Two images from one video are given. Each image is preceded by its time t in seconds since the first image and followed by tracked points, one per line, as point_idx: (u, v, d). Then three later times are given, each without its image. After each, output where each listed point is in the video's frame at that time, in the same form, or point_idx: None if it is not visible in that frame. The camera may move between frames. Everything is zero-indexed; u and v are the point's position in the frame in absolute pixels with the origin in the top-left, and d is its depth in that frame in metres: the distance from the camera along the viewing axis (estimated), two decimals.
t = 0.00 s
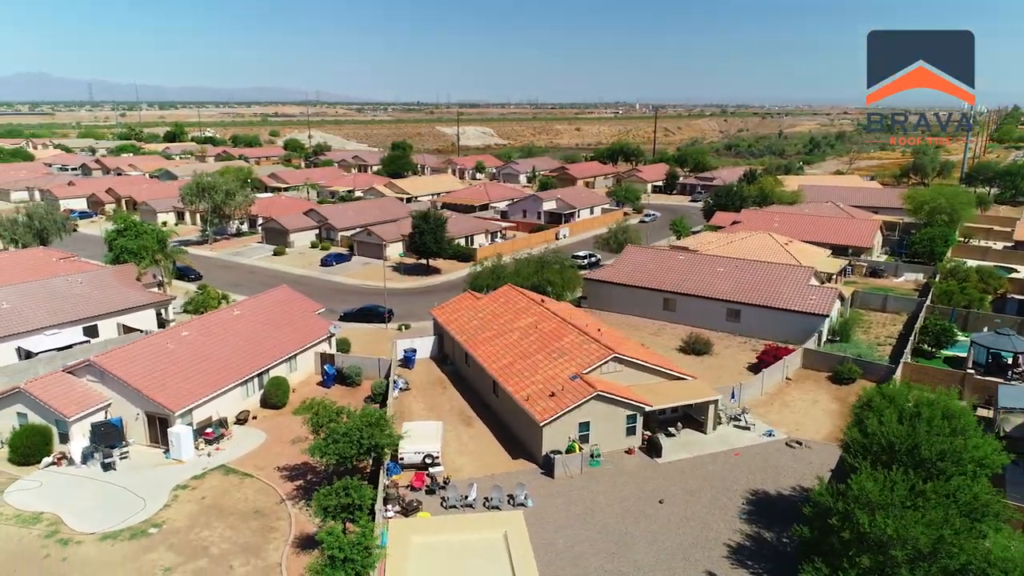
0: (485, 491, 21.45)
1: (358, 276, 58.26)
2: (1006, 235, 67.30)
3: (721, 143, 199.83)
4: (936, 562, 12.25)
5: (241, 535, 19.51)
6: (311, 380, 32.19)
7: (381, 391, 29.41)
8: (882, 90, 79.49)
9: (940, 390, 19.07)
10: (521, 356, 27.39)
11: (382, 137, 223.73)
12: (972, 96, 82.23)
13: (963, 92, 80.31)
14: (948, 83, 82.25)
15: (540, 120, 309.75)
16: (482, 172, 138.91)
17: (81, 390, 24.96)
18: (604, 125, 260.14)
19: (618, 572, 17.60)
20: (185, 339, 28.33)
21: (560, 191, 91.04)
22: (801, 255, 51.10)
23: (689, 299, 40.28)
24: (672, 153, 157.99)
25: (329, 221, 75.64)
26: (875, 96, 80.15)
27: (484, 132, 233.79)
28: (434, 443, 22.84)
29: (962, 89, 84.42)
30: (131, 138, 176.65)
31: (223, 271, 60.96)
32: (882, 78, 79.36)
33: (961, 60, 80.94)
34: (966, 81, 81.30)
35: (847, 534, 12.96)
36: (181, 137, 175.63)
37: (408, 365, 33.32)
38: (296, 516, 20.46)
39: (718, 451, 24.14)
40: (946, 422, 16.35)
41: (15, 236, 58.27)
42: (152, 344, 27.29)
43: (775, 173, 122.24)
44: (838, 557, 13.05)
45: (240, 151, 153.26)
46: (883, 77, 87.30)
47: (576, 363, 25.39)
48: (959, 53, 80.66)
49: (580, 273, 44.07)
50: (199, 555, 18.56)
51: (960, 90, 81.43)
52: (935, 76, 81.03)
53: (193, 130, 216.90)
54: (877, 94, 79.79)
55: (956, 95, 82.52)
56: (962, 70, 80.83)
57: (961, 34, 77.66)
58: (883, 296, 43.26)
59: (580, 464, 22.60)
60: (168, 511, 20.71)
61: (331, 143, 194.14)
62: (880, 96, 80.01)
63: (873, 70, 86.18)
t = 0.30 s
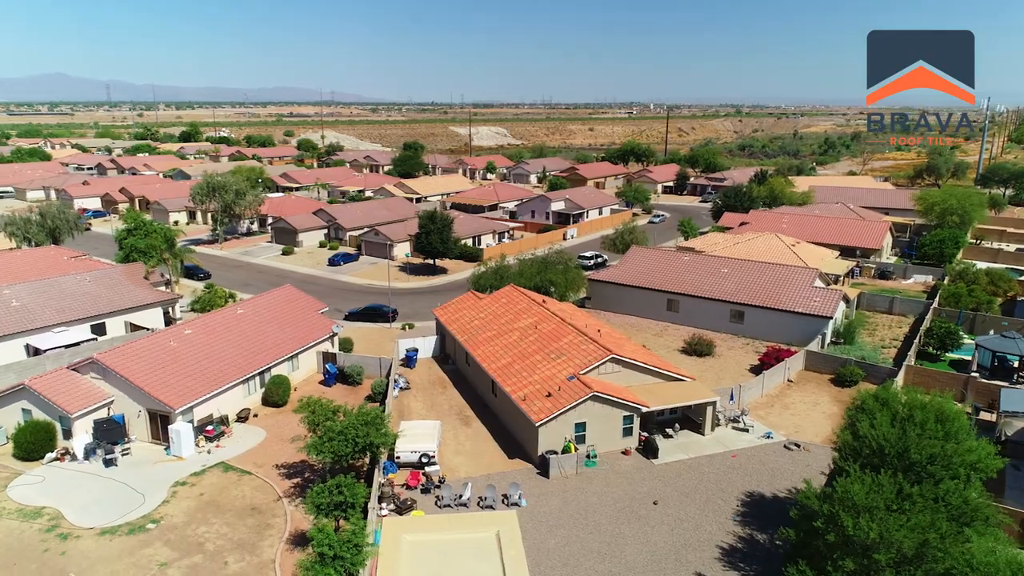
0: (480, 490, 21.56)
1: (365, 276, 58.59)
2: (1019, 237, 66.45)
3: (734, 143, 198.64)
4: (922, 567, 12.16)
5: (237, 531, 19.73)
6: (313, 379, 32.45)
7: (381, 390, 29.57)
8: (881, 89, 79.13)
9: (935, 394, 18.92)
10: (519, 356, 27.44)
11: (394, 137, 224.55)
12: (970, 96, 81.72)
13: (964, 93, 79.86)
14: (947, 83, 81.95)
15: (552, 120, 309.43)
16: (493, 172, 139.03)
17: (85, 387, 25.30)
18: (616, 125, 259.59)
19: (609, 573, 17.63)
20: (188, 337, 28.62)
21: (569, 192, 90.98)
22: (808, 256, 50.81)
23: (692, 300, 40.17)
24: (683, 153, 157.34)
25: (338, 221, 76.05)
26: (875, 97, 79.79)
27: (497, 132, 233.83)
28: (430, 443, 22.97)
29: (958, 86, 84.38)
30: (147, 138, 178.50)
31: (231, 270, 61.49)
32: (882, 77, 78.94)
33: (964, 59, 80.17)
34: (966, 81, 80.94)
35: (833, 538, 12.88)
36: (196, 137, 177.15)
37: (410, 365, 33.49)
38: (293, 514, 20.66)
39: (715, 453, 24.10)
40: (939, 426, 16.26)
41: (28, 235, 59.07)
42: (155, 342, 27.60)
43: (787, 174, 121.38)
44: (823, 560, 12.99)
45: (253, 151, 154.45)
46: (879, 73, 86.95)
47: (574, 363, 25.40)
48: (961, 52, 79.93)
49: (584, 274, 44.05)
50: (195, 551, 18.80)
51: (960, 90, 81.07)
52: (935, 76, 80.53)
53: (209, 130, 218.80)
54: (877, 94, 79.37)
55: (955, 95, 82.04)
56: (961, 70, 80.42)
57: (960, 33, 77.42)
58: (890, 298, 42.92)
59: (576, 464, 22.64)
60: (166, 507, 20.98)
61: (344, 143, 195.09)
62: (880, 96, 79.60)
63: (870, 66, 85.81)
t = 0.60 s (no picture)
0: (475, 489, 21.64)
1: (372, 276, 58.89)
2: None
3: (747, 144, 197.50)
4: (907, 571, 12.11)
5: (233, 528, 19.92)
6: (315, 378, 32.68)
7: (382, 389, 29.72)
8: (882, 90, 78.24)
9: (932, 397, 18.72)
10: (518, 357, 27.48)
11: (407, 137, 225.36)
12: (970, 97, 80.69)
13: (964, 94, 78.82)
14: (947, 83, 80.94)
15: (566, 120, 308.91)
16: (504, 172, 139.03)
17: (89, 384, 25.66)
18: (630, 126, 259.02)
19: (599, 573, 17.67)
20: (191, 336, 28.96)
21: (578, 192, 90.86)
22: (816, 257, 50.45)
23: (696, 301, 40.04)
24: (695, 153, 156.49)
25: (347, 221, 76.43)
26: (875, 97, 78.95)
27: (511, 133, 233.78)
28: (426, 441, 23.06)
29: (957, 87, 83.50)
30: (163, 138, 180.35)
31: (240, 270, 62.00)
32: (882, 77, 78.08)
33: (964, 59, 79.19)
34: (966, 81, 79.89)
35: (817, 540, 12.93)
36: (211, 137, 178.71)
37: (411, 364, 33.66)
38: (289, 511, 20.83)
39: (712, 455, 24.01)
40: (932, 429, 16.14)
41: (41, 234, 59.89)
42: (159, 340, 27.94)
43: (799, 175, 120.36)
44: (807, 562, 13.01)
45: (267, 151, 155.54)
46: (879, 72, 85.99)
47: (572, 364, 25.42)
48: (962, 52, 78.95)
49: (589, 274, 44.00)
50: (191, 547, 19.02)
51: (961, 90, 80.00)
52: (934, 76, 79.57)
53: (224, 130, 220.65)
54: (877, 94, 78.48)
55: (955, 96, 80.99)
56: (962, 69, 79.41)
57: (960, 33, 76.51)
58: (897, 300, 42.55)
59: (571, 465, 22.69)
60: (165, 503, 21.24)
61: (357, 143, 195.99)
62: (880, 96, 78.74)
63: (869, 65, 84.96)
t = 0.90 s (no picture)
0: (470, 489, 21.74)
1: (378, 275, 59.21)
2: None
3: (761, 145, 196.39)
4: None
5: (230, 524, 20.14)
6: (317, 377, 32.92)
7: (383, 388, 29.89)
8: (881, 90, 77.61)
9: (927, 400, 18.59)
10: (517, 357, 27.56)
11: (420, 138, 226.14)
12: (970, 97, 79.83)
13: (965, 94, 77.98)
14: (947, 84, 80.08)
15: (579, 120, 308.32)
16: (515, 172, 139.11)
17: (93, 381, 26.02)
18: (644, 126, 258.48)
19: (588, 573, 17.71)
20: (194, 334, 29.30)
21: (587, 193, 90.80)
22: (823, 259, 50.13)
23: (700, 302, 39.91)
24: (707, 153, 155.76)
25: (355, 221, 76.83)
26: (874, 97, 78.29)
27: (525, 133, 233.87)
28: (423, 441, 23.19)
29: (957, 87, 82.79)
30: (178, 138, 182.26)
31: (249, 268, 62.54)
32: (882, 77, 77.42)
33: (964, 59, 78.33)
34: (966, 81, 79.06)
35: (801, 543, 12.95)
36: (226, 137, 180.21)
37: (413, 364, 33.81)
38: (285, 508, 21.02)
39: (710, 457, 23.93)
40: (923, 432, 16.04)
41: (53, 233, 60.77)
42: (162, 338, 28.26)
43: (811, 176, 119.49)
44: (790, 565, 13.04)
45: (280, 151, 156.59)
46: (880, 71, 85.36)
47: (569, 365, 25.44)
48: (962, 52, 78.13)
49: (593, 275, 43.96)
50: (187, 542, 19.24)
51: (961, 91, 79.17)
52: (935, 76, 78.84)
53: (239, 130, 222.57)
54: (876, 94, 77.82)
55: (954, 96, 80.10)
56: (961, 69, 78.59)
57: (960, 32, 75.75)
58: (904, 302, 42.19)
59: (567, 465, 22.74)
60: (164, 499, 21.51)
61: (369, 143, 196.91)
62: (879, 96, 78.08)
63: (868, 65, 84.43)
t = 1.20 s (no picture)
0: (465, 488, 21.82)
1: (385, 275, 59.47)
2: None
3: (775, 146, 195.06)
4: None
5: (227, 521, 20.35)
6: (320, 376, 33.13)
7: (383, 387, 30.05)
8: (880, 90, 77.14)
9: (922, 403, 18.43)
10: (516, 357, 27.61)
11: (433, 138, 226.81)
12: (970, 97, 78.97)
13: (965, 94, 77.15)
14: (947, 83, 79.30)
15: (597, 119, 307.61)
16: (526, 172, 139.12)
17: (97, 378, 26.37)
18: (659, 126, 257.89)
19: (578, 573, 17.76)
20: (198, 333, 29.61)
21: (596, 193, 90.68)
22: (830, 261, 49.76)
23: (704, 304, 39.78)
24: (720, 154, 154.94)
25: (364, 221, 77.19)
26: (874, 97, 77.73)
27: (539, 133, 233.97)
28: (420, 440, 23.31)
29: (957, 87, 82.11)
30: (194, 137, 184.06)
31: (258, 268, 63.05)
32: (882, 77, 76.82)
33: (963, 59, 77.48)
34: (966, 80, 78.20)
35: (784, 547, 12.98)
36: (240, 136, 181.70)
37: (415, 364, 33.97)
38: (281, 506, 21.20)
39: (707, 459, 23.84)
40: (914, 435, 15.95)
41: (66, 232, 61.59)
42: (165, 336, 28.57)
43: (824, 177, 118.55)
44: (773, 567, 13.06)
45: (294, 151, 157.67)
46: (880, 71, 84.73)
47: (567, 365, 25.46)
48: (962, 52, 77.34)
49: (597, 276, 43.89)
50: (184, 538, 19.45)
51: (962, 91, 78.36)
52: (935, 76, 78.08)
53: (254, 130, 224.37)
54: (877, 94, 77.22)
55: (954, 95, 79.19)
56: (962, 69, 77.79)
57: (959, 32, 74.94)
58: (912, 305, 41.78)
59: (562, 466, 22.77)
60: (163, 496, 21.77)
61: (382, 143, 197.78)
62: (880, 96, 77.47)
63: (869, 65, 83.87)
